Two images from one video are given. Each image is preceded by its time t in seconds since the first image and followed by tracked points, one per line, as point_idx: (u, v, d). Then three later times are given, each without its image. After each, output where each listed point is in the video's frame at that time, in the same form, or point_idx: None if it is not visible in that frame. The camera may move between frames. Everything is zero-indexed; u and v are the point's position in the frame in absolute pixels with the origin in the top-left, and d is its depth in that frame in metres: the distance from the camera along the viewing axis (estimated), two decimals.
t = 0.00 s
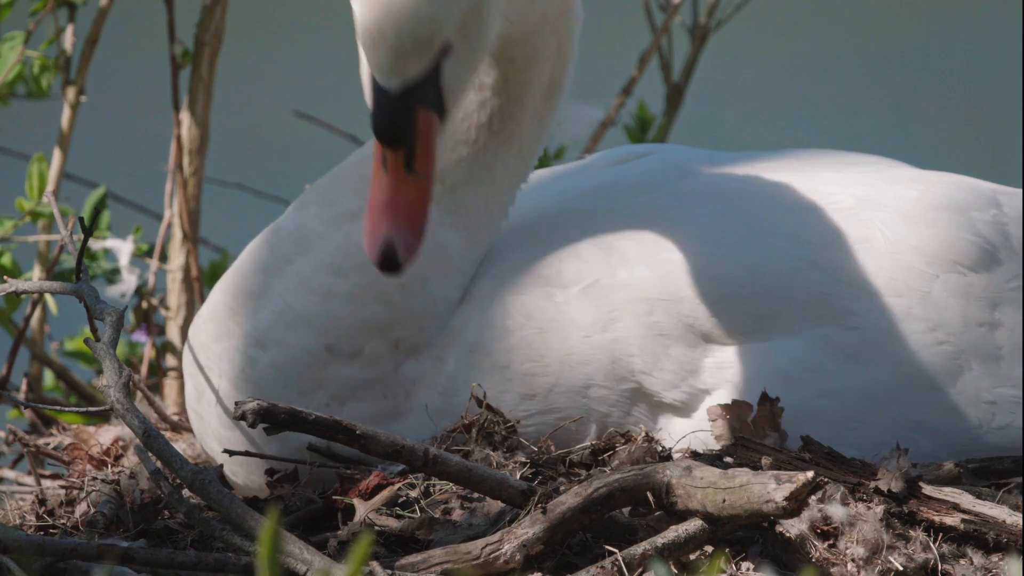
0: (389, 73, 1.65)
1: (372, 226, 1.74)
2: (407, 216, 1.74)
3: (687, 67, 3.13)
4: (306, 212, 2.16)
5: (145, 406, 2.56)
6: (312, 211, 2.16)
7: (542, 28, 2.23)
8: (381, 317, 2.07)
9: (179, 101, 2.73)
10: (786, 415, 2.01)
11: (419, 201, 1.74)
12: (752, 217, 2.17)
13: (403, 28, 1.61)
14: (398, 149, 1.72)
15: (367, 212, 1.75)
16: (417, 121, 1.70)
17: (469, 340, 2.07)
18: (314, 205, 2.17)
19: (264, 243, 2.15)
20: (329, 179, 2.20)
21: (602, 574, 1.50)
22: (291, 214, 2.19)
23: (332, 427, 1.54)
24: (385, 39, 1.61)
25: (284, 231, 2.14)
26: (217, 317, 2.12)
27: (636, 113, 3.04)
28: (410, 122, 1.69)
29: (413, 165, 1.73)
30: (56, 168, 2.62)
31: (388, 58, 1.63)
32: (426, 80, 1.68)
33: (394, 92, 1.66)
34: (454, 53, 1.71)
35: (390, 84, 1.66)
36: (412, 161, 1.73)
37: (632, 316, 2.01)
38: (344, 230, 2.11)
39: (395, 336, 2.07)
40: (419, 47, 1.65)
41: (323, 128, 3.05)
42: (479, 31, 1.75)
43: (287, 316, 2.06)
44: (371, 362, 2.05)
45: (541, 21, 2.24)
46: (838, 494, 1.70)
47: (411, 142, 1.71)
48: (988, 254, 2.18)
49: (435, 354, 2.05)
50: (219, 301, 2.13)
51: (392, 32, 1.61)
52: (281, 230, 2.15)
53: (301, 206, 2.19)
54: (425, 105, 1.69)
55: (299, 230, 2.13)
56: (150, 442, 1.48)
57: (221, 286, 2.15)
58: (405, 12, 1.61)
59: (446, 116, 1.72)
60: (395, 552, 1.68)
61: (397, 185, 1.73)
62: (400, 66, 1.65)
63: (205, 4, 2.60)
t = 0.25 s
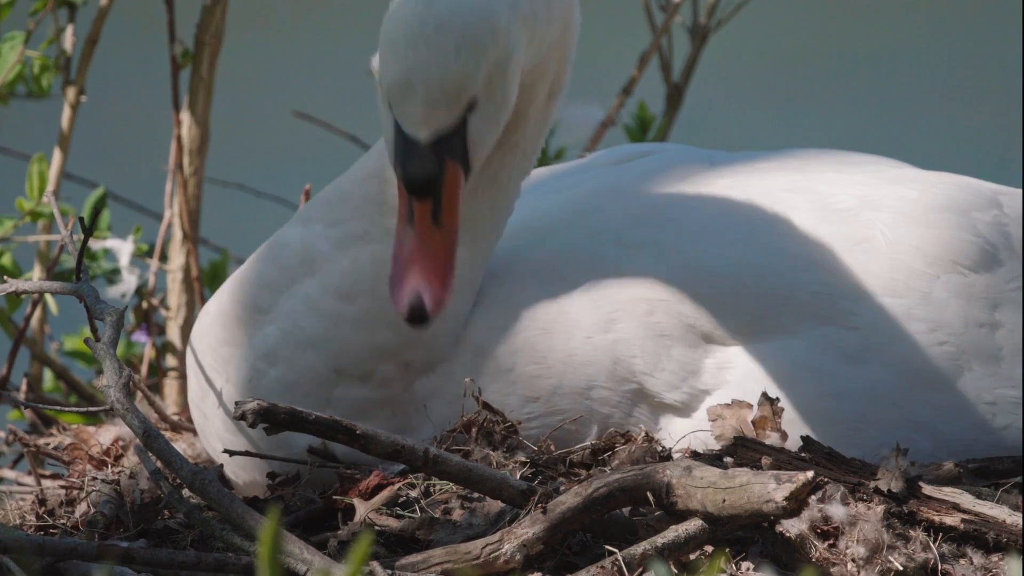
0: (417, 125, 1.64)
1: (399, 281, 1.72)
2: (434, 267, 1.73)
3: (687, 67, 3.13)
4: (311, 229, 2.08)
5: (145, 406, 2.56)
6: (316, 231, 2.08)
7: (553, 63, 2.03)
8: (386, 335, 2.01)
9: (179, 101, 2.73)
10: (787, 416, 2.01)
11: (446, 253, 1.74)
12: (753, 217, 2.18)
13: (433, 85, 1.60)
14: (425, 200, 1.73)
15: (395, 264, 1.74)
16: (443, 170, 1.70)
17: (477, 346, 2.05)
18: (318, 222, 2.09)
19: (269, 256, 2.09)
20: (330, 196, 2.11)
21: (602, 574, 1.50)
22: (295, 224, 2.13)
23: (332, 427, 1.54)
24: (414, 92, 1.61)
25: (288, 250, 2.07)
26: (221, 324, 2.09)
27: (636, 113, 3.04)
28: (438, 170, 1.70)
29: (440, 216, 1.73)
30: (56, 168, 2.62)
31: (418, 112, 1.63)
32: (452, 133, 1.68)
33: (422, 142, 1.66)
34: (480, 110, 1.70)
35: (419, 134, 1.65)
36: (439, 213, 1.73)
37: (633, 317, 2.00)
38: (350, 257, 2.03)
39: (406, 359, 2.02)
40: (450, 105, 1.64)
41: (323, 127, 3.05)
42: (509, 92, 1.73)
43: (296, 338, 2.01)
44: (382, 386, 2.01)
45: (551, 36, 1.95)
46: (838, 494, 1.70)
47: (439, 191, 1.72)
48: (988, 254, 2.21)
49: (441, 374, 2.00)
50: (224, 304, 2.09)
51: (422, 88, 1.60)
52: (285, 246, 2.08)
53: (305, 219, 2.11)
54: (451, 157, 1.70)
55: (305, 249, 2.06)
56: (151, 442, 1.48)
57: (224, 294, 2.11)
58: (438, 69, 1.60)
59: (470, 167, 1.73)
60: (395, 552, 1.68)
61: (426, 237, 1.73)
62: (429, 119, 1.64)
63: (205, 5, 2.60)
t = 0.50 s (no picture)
0: (418, 205, 1.55)
1: (399, 353, 1.62)
2: (434, 347, 1.62)
3: (687, 66, 3.13)
4: (307, 254, 1.99)
5: (144, 406, 2.56)
6: (312, 257, 1.99)
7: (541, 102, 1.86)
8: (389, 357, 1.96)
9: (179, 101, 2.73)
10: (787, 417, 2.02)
11: (447, 336, 1.63)
12: (753, 220, 2.18)
13: (436, 164, 1.51)
14: (427, 278, 1.63)
15: (395, 341, 1.63)
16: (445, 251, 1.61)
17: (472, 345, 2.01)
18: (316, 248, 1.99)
19: (265, 273, 2.00)
20: (325, 219, 2.00)
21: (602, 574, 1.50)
22: (292, 240, 2.03)
23: (332, 426, 1.54)
24: (415, 170, 1.52)
25: (285, 275, 1.98)
26: (221, 333, 2.04)
27: (636, 113, 3.05)
28: (441, 251, 1.61)
29: (441, 296, 1.64)
30: (56, 168, 2.62)
31: (419, 193, 1.54)
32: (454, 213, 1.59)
33: (422, 222, 1.58)
34: (479, 189, 1.62)
35: (419, 216, 1.57)
36: (440, 293, 1.64)
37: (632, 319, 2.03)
38: (348, 290, 1.95)
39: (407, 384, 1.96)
40: (454, 188, 1.55)
41: (323, 127, 3.05)
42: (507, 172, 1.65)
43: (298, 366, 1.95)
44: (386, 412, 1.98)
45: (536, 92, 1.78)
46: (838, 494, 1.69)
47: (442, 270, 1.63)
48: (990, 256, 2.22)
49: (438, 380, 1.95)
50: (224, 312, 2.04)
51: (424, 168, 1.52)
52: (281, 269, 1.99)
53: (300, 238, 2.01)
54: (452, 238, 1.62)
55: (302, 278, 1.97)
56: (150, 442, 1.48)
57: (223, 305, 2.04)
58: (441, 148, 1.51)
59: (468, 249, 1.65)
60: (395, 552, 1.68)
61: (427, 317, 1.63)
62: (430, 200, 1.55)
63: (205, 4, 2.60)
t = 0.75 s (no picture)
0: (384, 297, 1.56)
1: (361, 447, 1.58)
2: (397, 441, 1.59)
3: (687, 67, 3.13)
4: (301, 282, 1.95)
5: (145, 406, 2.56)
6: (306, 287, 1.95)
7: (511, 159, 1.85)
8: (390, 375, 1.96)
9: (179, 101, 2.72)
10: (788, 418, 2.02)
11: (411, 431, 1.61)
12: (754, 221, 2.15)
13: (404, 257, 1.52)
14: (389, 371, 1.62)
15: (356, 435, 1.60)
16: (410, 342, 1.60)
17: (479, 348, 2.01)
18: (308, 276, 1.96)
19: (263, 292, 1.98)
20: (315, 246, 1.94)
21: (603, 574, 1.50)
22: (286, 258, 1.99)
23: (332, 426, 1.55)
24: (383, 263, 1.53)
25: (282, 303, 1.96)
26: (222, 341, 2.03)
27: (636, 113, 3.04)
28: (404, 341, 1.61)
29: (406, 388, 1.63)
30: (56, 167, 2.62)
31: (385, 285, 1.55)
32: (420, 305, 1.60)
33: (387, 314, 1.58)
34: (447, 280, 1.63)
35: (384, 307, 1.58)
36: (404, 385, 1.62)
37: (634, 321, 2.05)
38: (341, 326, 1.93)
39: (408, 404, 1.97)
40: (421, 279, 1.56)
41: (323, 127, 3.05)
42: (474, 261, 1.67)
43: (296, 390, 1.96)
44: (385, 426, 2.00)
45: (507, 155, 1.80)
46: (838, 494, 1.70)
47: (407, 362, 1.62)
48: (990, 257, 2.22)
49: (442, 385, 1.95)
50: (224, 321, 2.03)
51: (391, 259, 1.52)
52: (280, 293, 1.97)
53: (293, 260, 1.97)
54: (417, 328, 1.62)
55: (295, 306, 1.95)
56: (150, 442, 1.48)
57: (224, 315, 2.03)
58: (410, 239, 1.52)
59: (434, 339, 1.65)
60: (395, 552, 1.68)
61: (389, 410, 1.61)
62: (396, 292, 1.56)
63: (205, 4, 2.60)
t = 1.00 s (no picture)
0: (346, 374, 1.48)
1: (315, 524, 1.45)
2: (357, 516, 1.47)
3: (687, 67, 3.13)
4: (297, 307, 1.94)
5: (145, 406, 2.56)
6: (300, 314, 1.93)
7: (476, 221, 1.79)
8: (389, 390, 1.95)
9: (179, 101, 2.72)
10: (788, 419, 2.03)
11: (367, 505, 1.48)
12: (754, 221, 2.16)
13: (368, 334, 1.47)
14: (348, 447, 1.50)
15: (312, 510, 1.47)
16: (370, 417, 1.51)
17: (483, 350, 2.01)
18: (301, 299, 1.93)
19: (261, 309, 1.97)
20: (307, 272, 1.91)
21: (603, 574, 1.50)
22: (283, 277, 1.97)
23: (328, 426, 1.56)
24: (345, 338, 1.46)
25: (279, 326, 1.94)
26: (223, 349, 2.02)
27: (636, 113, 3.04)
28: (364, 416, 1.51)
29: (365, 466, 1.50)
30: (56, 167, 2.62)
31: (347, 360, 1.47)
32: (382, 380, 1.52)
33: (347, 389, 1.49)
34: (410, 355, 1.57)
35: (345, 382, 1.49)
36: (364, 464, 1.50)
37: (640, 321, 2.02)
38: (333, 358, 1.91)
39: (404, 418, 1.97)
40: (384, 354, 1.49)
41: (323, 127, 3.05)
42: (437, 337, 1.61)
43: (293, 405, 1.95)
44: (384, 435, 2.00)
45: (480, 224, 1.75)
46: (838, 494, 1.69)
47: (367, 439, 1.51)
48: (991, 258, 2.23)
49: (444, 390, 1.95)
50: (226, 328, 2.02)
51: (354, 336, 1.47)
52: (277, 315, 1.95)
53: (290, 283, 1.95)
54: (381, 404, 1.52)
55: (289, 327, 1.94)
56: (150, 442, 1.48)
57: (227, 323, 2.02)
58: (373, 318, 1.47)
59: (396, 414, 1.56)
60: (395, 552, 1.68)
61: (347, 487, 1.48)
62: (359, 365, 1.48)
63: (205, 4, 2.60)
